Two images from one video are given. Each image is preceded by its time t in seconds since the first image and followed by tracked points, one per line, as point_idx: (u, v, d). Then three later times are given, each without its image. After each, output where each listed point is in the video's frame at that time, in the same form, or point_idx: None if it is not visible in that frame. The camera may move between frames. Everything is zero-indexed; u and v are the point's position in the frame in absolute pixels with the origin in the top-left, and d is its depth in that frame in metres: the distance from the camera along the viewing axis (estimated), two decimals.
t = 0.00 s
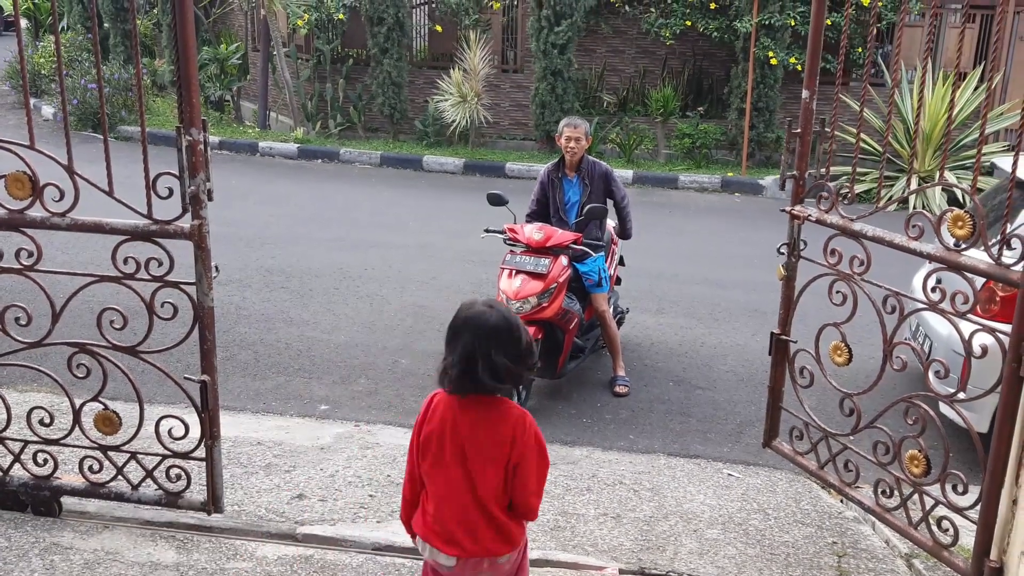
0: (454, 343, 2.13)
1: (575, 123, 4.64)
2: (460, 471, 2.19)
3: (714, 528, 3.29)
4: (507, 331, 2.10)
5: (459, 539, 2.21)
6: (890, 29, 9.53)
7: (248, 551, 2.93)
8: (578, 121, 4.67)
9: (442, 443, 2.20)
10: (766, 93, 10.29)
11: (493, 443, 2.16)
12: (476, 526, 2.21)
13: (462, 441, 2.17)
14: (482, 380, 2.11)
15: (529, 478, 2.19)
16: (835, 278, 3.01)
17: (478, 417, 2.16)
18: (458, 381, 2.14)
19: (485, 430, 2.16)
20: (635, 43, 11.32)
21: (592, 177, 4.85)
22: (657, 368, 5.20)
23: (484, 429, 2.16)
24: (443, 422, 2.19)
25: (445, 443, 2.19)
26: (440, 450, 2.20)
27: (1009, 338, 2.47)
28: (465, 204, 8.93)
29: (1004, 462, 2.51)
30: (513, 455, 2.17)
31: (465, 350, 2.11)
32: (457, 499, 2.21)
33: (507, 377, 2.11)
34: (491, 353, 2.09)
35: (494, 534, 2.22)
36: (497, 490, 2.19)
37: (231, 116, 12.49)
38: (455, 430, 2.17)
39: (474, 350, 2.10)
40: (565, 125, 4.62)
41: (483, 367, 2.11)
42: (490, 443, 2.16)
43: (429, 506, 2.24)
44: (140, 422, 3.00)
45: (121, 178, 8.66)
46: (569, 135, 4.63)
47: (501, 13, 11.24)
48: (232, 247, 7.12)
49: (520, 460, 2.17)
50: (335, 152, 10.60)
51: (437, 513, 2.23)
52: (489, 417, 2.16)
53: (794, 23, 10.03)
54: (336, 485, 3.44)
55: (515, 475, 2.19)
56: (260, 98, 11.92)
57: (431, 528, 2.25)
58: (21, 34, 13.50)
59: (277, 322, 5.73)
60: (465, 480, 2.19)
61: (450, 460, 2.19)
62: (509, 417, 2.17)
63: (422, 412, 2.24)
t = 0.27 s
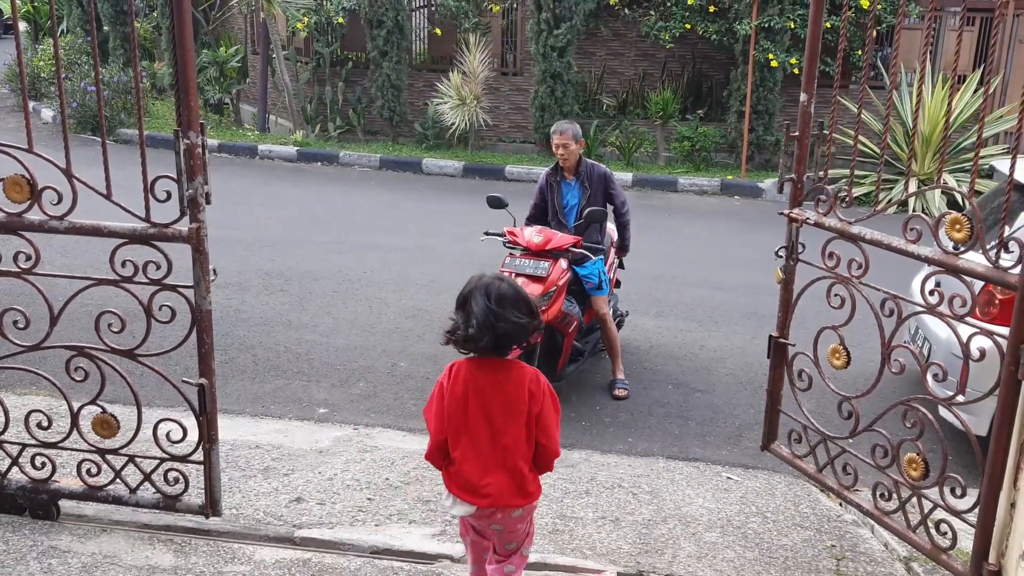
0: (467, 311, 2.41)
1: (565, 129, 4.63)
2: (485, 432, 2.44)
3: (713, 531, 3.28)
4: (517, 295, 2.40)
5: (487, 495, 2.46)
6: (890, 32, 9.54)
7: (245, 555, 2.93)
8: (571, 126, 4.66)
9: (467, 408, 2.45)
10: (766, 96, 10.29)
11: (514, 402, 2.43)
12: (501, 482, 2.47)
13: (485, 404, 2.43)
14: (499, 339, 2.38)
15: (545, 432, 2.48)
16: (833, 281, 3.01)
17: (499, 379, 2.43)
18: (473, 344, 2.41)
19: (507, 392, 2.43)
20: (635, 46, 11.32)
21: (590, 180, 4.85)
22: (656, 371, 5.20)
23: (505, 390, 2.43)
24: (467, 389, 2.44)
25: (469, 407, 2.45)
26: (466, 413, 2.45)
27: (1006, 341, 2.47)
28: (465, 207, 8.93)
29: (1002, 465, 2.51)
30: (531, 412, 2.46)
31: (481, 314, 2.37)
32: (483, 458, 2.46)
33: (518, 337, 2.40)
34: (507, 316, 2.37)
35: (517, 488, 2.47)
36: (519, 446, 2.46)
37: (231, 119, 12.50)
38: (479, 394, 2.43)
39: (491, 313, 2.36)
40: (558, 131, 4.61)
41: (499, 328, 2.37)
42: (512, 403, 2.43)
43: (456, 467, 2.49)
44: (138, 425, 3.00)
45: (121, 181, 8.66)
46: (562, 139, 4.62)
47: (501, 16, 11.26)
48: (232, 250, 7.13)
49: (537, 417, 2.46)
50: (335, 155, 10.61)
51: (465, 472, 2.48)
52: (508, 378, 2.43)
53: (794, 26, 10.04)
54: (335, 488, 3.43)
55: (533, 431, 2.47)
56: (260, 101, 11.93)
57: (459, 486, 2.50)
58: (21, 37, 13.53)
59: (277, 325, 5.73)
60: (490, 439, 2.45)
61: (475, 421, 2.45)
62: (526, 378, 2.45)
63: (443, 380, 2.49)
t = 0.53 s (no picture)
0: (478, 293, 2.63)
1: (536, 143, 4.60)
2: (500, 402, 2.67)
3: (712, 533, 3.28)
4: (527, 278, 2.61)
5: (501, 460, 2.68)
6: (889, 33, 9.54)
7: (244, 557, 2.92)
8: (543, 136, 4.62)
9: (483, 379, 2.67)
10: (766, 97, 10.29)
11: (527, 374, 2.66)
12: (514, 448, 2.69)
13: (500, 375, 2.65)
14: (509, 319, 2.60)
15: (554, 402, 2.71)
16: (832, 282, 3.01)
17: (512, 353, 2.66)
18: (484, 324, 2.62)
19: (520, 363, 2.66)
20: (635, 47, 11.32)
21: (577, 180, 4.84)
22: (656, 373, 5.20)
23: (518, 363, 2.65)
24: (483, 362, 2.67)
25: (486, 379, 2.67)
26: (482, 385, 2.67)
27: (1006, 341, 2.47)
28: (464, 208, 8.93)
29: (1001, 466, 2.50)
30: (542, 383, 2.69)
31: (492, 295, 2.59)
32: (497, 427, 2.68)
33: (528, 316, 2.62)
34: (516, 297, 2.58)
35: (529, 454, 2.69)
36: (530, 414, 2.68)
37: (230, 121, 12.50)
38: (494, 365, 2.66)
39: (501, 295, 2.58)
40: (531, 146, 4.59)
41: (508, 309, 2.59)
42: (525, 374, 2.65)
43: (473, 435, 2.70)
44: (137, 427, 2.99)
45: (120, 183, 8.66)
46: (537, 152, 4.61)
47: (500, 17, 11.27)
48: (231, 252, 7.12)
49: (547, 389, 2.69)
50: (334, 156, 10.61)
51: (480, 440, 2.70)
52: (521, 353, 2.66)
53: (793, 27, 10.04)
54: (334, 490, 3.43)
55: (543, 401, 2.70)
56: (259, 102, 11.93)
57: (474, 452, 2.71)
58: (21, 40, 13.54)
59: (276, 326, 5.72)
60: (505, 408, 2.67)
61: (491, 392, 2.67)
62: (537, 353, 2.68)
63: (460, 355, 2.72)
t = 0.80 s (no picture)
0: (502, 294, 2.86)
1: (517, 153, 4.59)
2: (523, 392, 2.89)
3: (712, 536, 3.27)
4: (547, 281, 2.84)
5: (526, 447, 2.90)
6: (888, 33, 9.54)
7: (243, 562, 2.92)
8: (523, 143, 4.61)
9: (507, 371, 2.89)
10: (765, 98, 10.29)
11: (547, 367, 2.89)
12: (537, 435, 2.91)
13: (524, 368, 2.88)
14: (532, 318, 2.84)
15: (570, 393, 2.96)
16: (831, 283, 3.00)
17: (534, 347, 2.89)
18: (508, 323, 2.86)
19: (540, 357, 2.89)
20: (634, 49, 11.32)
21: (561, 181, 4.84)
22: (656, 375, 5.19)
23: (539, 356, 2.88)
24: (506, 356, 2.89)
25: (508, 371, 2.90)
26: (506, 377, 2.90)
27: (1005, 342, 2.46)
28: (464, 211, 8.93)
29: (1002, 468, 2.50)
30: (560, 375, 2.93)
31: (516, 296, 2.82)
32: (520, 415, 2.90)
33: (548, 315, 2.86)
34: (538, 299, 2.82)
35: (550, 440, 2.92)
36: (552, 403, 2.92)
37: (230, 124, 12.50)
38: (517, 361, 2.89)
39: (524, 296, 2.81)
40: (514, 155, 4.58)
41: (531, 311, 2.83)
42: (546, 367, 2.89)
43: (497, 423, 2.92)
44: (136, 432, 2.99)
45: (119, 187, 8.66)
46: (520, 160, 4.60)
47: (499, 19, 11.28)
48: (231, 255, 7.12)
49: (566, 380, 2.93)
50: (334, 159, 10.60)
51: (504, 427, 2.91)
52: (542, 348, 2.89)
53: (793, 28, 10.04)
54: (333, 494, 3.42)
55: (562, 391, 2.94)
56: (259, 105, 11.94)
57: (498, 439, 2.93)
58: (21, 44, 13.56)
59: (276, 330, 5.72)
60: (527, 398, 2.90)
61: (515, 384, 2.89)
62: (556, 346, 2.91)
63: (483, 350, 2.94)
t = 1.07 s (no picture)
0: (499, 291, 2.90)
1: (505, 157, 4.60)
2: (527, 384, 2.94)
3: (713, 536, 3.26)
4: (543, 278, 2.87)
5: (535, 436, 2.94)
6: (887, 32, 9.54)
7: (243, 566, 2.91)
8: (509, 147, 4.62)
9: (510, 364, 2.95)
10: (764, 97, 10.28)
11: (549, 357, 2.93)
12: (545, 423, 2.95)
13: (526, 360, 2.93)
14: (529, 313, 2.87)
15: (573, 381, 3.01)
16: (830, 283, 2.99)
17: (535, 339, 2.93)
18: (505, 319, 2.89)
19: (542, 348, 2.93)
20: (633, 49, 11.32)
21: (550, 182, 4.84)
22: (656, 375, 5.18)
23: (541, 347, 2.92)
24: (509, 349, 2.93)
25: (512, 363, 2.94)
26: (509, 370, 2.95)
27: (1005, 341, 2.45)
28: (463, 212, 8.92)
29: (1003, 467, 2.49)
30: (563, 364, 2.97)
31: (513, 293, 2.86)
32: (525, 406, 2.95)
33: (545, 311, 2.89)
34: (534, 296, 2.85)
35: (555, 428, 2.96)
36: (557, 392, 2.96)
37: (230, 127, 12.50)
38: (520, 353, 2.93)
39: (520, 293, 2.85)
40: (501, 159, 4.59)
41: (528, 307, 2.86)
42: (548, 357, 2.93)
43: (504, 415, 2.97)
44: (134, 437, 2.98)
45: (118, 191, 8.66)
46: (507, 164, 4.61)
47: (497, 21, 11.28)
48: (230, 258, 7.12)
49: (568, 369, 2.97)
50: (333, 161, 10.60)
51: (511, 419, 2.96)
52: (544, 339, 2.93)
53: (791, 27, 10.04)
54: (333, 497, 3.42)
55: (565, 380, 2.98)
56: (258, 108, 11.94)
57: (506, 431, 2.98)
58: (20, 49, 13.58)
59: (275, 332, 5.72)
60: (531, 388, 2.94)
61: (518, 376, 2.94)
62: (557, 337, 2.96)
63: (485, 345, 2.99)
